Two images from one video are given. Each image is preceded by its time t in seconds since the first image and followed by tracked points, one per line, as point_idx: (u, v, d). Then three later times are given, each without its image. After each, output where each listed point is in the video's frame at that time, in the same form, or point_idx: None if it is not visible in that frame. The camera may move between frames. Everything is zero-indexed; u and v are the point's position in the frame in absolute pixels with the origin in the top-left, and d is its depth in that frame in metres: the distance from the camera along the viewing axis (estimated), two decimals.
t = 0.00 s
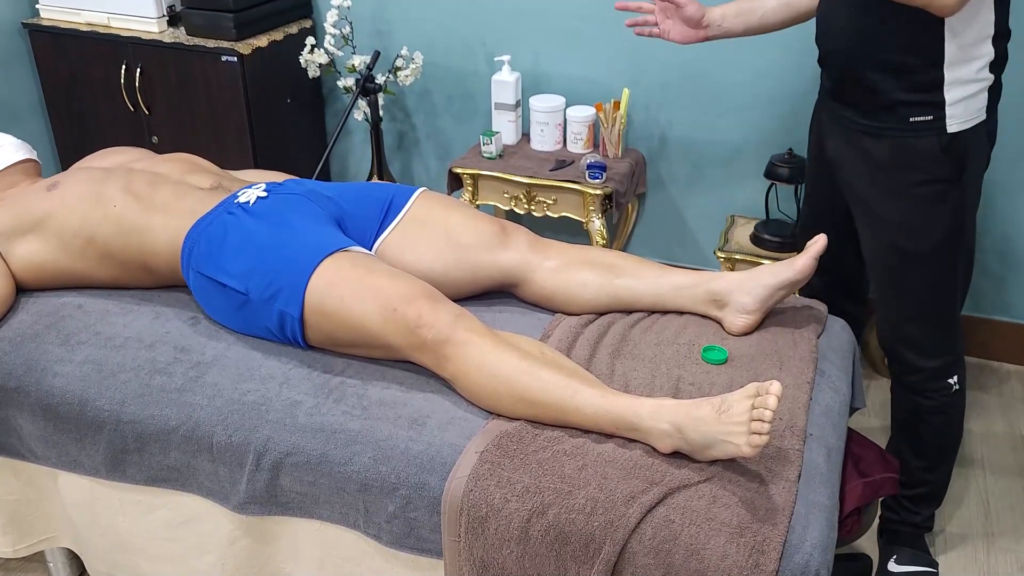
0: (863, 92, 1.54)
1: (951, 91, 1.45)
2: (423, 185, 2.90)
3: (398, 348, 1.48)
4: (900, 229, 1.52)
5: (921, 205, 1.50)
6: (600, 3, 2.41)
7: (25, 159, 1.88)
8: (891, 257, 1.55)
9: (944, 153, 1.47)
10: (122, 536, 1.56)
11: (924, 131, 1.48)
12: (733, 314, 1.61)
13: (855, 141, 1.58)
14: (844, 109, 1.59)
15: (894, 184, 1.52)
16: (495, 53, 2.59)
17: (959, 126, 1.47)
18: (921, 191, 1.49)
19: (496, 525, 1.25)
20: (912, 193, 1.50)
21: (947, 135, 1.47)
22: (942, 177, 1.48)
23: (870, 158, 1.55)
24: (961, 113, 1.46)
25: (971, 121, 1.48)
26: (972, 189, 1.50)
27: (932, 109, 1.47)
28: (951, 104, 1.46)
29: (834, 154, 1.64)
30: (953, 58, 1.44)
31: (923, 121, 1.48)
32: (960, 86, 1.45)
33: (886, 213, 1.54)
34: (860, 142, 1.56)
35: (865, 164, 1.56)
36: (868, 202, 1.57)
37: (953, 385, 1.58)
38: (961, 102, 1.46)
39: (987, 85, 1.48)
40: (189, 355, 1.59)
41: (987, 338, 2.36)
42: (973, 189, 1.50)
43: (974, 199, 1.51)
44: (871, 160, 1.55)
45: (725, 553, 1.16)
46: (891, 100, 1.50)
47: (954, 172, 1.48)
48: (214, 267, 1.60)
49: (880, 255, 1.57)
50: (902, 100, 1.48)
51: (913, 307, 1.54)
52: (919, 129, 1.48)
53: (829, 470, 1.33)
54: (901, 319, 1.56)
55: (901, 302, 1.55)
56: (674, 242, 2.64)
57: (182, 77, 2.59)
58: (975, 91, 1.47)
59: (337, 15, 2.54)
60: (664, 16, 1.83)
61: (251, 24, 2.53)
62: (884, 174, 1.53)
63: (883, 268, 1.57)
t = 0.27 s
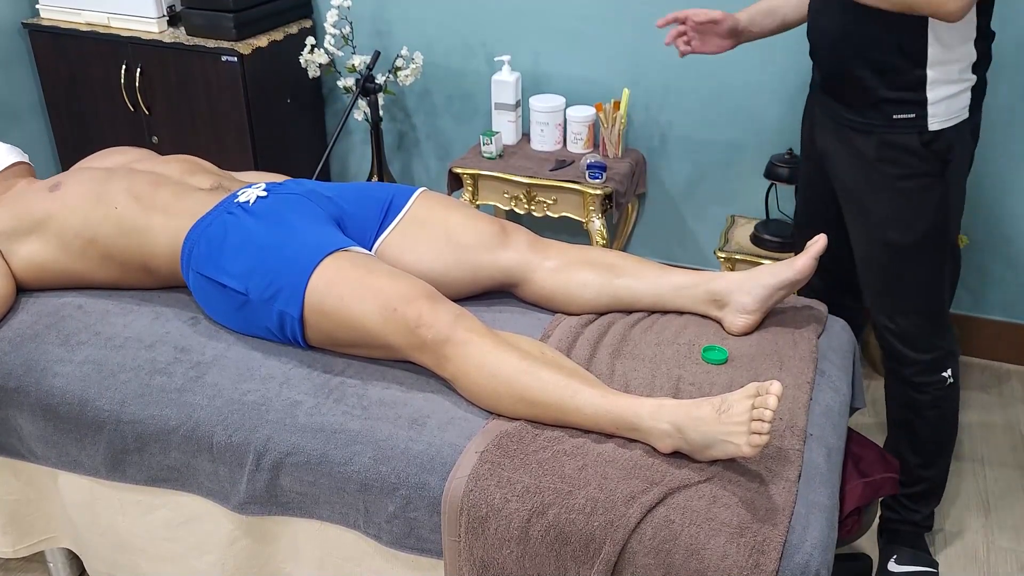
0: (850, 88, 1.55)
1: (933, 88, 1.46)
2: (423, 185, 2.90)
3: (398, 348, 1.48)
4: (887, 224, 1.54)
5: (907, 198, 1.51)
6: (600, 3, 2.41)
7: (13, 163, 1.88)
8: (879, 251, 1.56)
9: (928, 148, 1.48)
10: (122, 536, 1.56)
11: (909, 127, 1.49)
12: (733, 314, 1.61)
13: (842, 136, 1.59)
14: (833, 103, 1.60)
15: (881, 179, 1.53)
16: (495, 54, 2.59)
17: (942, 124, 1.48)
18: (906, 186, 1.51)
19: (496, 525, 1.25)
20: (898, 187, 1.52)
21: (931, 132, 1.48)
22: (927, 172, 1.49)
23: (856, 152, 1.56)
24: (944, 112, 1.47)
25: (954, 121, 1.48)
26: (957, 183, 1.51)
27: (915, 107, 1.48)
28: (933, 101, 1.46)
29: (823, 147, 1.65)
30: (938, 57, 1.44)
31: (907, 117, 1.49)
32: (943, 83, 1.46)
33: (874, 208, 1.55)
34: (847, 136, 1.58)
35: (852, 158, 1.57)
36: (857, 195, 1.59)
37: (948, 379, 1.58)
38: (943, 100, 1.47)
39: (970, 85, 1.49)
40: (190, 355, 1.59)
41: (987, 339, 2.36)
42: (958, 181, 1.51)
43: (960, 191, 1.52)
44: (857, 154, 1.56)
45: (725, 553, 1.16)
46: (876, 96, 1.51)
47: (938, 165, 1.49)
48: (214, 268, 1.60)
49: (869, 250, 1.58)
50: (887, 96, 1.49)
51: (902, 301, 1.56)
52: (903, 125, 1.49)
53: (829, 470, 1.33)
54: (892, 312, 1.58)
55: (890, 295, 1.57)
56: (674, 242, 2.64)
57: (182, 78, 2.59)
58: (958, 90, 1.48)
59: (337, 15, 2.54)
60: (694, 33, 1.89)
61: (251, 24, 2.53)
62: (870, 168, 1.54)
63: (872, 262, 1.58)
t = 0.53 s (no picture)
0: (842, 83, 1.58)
1: (924, 79, 1.49)
2: (423, 185, 2.90)
3: (398, 348, 1.48)
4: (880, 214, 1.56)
5: (899, 187, 1.54)
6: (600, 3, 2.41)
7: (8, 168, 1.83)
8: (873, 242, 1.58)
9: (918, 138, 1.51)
10: (123, 536, 1.56)
11: (899, 117, 1.52)
12: (733, 314, 1.61)
13: (833, 129, 1.62)
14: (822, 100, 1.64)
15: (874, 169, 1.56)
16: (495, 54, 2.59)
17: (932, 115, 1.51)
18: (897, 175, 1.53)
19: (496, 525, 1.25)
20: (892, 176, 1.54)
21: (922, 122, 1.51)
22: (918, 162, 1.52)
23: (849, 144, 1.59)
24: (934, 104, 1.50)
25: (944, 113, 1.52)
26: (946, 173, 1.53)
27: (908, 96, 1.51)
28: (925, 92, 1.49)
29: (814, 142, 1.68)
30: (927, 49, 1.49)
31: (898, 108, 1.51)
32: (933, 75, 1.49)
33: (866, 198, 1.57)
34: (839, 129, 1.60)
35: (845, 150, 1.60)
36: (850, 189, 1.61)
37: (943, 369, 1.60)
38: (934, 91, 1.50)
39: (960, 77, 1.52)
40: (190, 355, 1.59)
41: (987, 338, 2.36)
42: (947, 169, 1.55)
43: (948, 180, 1.55)
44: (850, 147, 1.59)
45: (725, 553, 1.16)
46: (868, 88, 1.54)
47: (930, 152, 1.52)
48: (214, 268, 1.60)
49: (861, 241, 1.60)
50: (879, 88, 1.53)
51: (894, 291, 1.57)
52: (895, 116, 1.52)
53: (829, 470, 1.33)
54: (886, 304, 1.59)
55: (885, 286, 1.58)
56: (674, 242, 2.64)
57: (182, 78, 2.59)
58: (948, 82, 1.51)
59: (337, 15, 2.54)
60: None
61: (251, 24, 2.53)
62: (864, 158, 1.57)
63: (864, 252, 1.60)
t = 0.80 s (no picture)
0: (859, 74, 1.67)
1: (947, 66, 1.61)
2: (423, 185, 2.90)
3: (398, 348, 1.48)
4: (893, 200, 1.67)
5: (912, 174, 1.65)
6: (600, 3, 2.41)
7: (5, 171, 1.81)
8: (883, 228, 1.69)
9: (938, 127, 1.62)
10: (122, 536, 1.56)
11: (924, 104, 1.62)
12: (733, 314, 1.61)
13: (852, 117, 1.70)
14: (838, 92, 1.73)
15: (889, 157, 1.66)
16: (495, 54, 2.59)
17: (955, 99, 1.63)
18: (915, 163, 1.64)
19: (496, 525, 1.25)
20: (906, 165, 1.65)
21: (943, 109, 1.62)
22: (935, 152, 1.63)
23: (865, 134, 1.69)
24: (957, 88, 1.62)
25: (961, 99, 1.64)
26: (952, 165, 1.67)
27: (927, 85, 1.61)
28: (948, 79, 1.61)
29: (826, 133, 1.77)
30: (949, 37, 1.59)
31: (922, 95, 1.62)
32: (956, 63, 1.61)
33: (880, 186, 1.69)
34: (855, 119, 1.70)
35: (860, 140, 1.70)
36: (863, 176, 1.72)
37: (925, 357, 1.77)
38: (956, 78, 1.62)
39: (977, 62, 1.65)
40: (189, 355, 1.59)
41: (987, 338, 2.36)
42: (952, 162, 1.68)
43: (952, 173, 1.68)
44: (866, 136, 1.69)
45: (725, 553, 1.16)
46: (888, 78, 1.63)
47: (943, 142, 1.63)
48: (214, 268, 1.60)
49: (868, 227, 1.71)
50: (898, 78, 1.63)
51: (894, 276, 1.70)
52: (919, 103, 1.62)
53: (829, 470, 1.33)
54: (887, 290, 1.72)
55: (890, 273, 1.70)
56: (674, 242, 2.64)
57: (182, 78, 2.59)
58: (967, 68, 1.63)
59: (337, 15, 2.54)
60: None
61: (251, 24, 2.53)
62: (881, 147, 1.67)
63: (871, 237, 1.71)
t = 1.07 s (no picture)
0: (873, 79, 1.67)
1: (958, 79, 1.65)
2: (423, 185, 2.90)
3: (398, 348, 1.48)
4: (895, 207, 1.72)
5: (911, 182, 1.70)
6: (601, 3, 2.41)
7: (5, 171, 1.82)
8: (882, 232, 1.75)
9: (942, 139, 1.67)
10: (122, 536, 1.56)
11: (931, 115, 1.66)
12: (733, 314, 1.61)
13: (857, 118, 1.71)
14: (848, 96, 1.72)
15: (896, 166, 1.70)
16: (495, 54, 2.59)
17: (962, 112, 1.67)
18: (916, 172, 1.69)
19: (496, 525, 1.25)
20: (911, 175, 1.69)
21: (948, 120, 1.66)
22: (937, 163, 1.68)
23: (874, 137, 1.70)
24: (965, 101, 1.67)
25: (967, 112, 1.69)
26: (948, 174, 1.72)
27: (939, 95, 1.65)
28: (958, 91, 1.65)
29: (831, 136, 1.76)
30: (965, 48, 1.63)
31: (931, 106, 1.65)
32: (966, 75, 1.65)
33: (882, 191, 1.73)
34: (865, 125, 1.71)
35: (869, 147, 1.71)
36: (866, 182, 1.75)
37: (901, 349, 1.87)
38: (965, 91, 1.66)
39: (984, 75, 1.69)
40: (189, 355, 1.59)
41: (987, 338, 2.36)
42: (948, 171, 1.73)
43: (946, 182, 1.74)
44: (876, 143, 1.70)
45: (725, 553, 1.16)
46: (903, 87, 1.65)
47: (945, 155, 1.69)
48: (214, 268, 1.60)
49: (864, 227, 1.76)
50: (912, 87, 1.64)
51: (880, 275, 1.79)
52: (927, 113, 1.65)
53: (829, 470, 1.33)
54: (873, 286, 1.80)
55: (879, 271, 1.78)
56: (674, 242, 2.64)
57: (182, 77, 2.59)
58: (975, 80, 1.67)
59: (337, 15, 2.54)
60: None
61: (251, 24, 2.53)
62: (888, 155, 1.70)
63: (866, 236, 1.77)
